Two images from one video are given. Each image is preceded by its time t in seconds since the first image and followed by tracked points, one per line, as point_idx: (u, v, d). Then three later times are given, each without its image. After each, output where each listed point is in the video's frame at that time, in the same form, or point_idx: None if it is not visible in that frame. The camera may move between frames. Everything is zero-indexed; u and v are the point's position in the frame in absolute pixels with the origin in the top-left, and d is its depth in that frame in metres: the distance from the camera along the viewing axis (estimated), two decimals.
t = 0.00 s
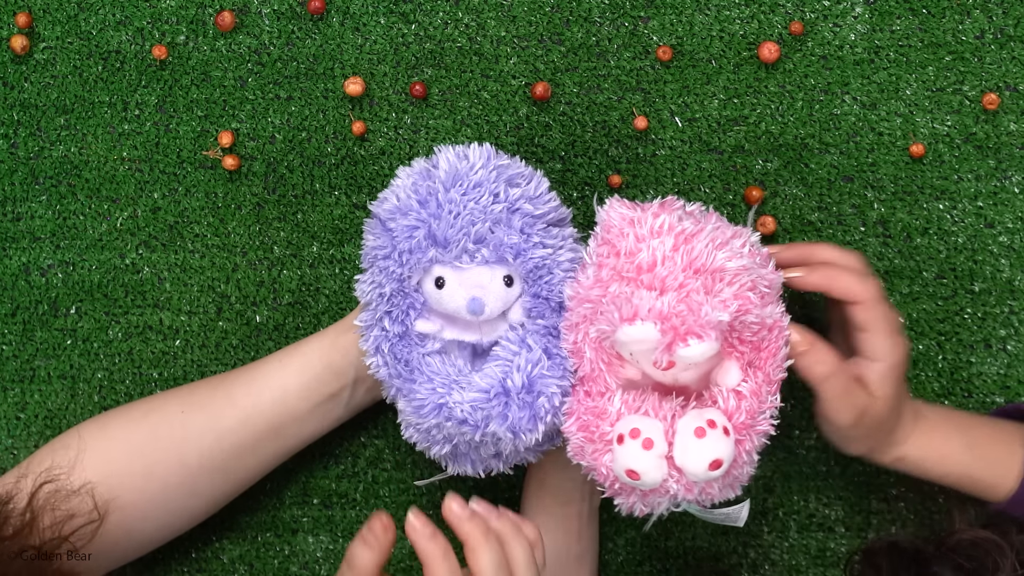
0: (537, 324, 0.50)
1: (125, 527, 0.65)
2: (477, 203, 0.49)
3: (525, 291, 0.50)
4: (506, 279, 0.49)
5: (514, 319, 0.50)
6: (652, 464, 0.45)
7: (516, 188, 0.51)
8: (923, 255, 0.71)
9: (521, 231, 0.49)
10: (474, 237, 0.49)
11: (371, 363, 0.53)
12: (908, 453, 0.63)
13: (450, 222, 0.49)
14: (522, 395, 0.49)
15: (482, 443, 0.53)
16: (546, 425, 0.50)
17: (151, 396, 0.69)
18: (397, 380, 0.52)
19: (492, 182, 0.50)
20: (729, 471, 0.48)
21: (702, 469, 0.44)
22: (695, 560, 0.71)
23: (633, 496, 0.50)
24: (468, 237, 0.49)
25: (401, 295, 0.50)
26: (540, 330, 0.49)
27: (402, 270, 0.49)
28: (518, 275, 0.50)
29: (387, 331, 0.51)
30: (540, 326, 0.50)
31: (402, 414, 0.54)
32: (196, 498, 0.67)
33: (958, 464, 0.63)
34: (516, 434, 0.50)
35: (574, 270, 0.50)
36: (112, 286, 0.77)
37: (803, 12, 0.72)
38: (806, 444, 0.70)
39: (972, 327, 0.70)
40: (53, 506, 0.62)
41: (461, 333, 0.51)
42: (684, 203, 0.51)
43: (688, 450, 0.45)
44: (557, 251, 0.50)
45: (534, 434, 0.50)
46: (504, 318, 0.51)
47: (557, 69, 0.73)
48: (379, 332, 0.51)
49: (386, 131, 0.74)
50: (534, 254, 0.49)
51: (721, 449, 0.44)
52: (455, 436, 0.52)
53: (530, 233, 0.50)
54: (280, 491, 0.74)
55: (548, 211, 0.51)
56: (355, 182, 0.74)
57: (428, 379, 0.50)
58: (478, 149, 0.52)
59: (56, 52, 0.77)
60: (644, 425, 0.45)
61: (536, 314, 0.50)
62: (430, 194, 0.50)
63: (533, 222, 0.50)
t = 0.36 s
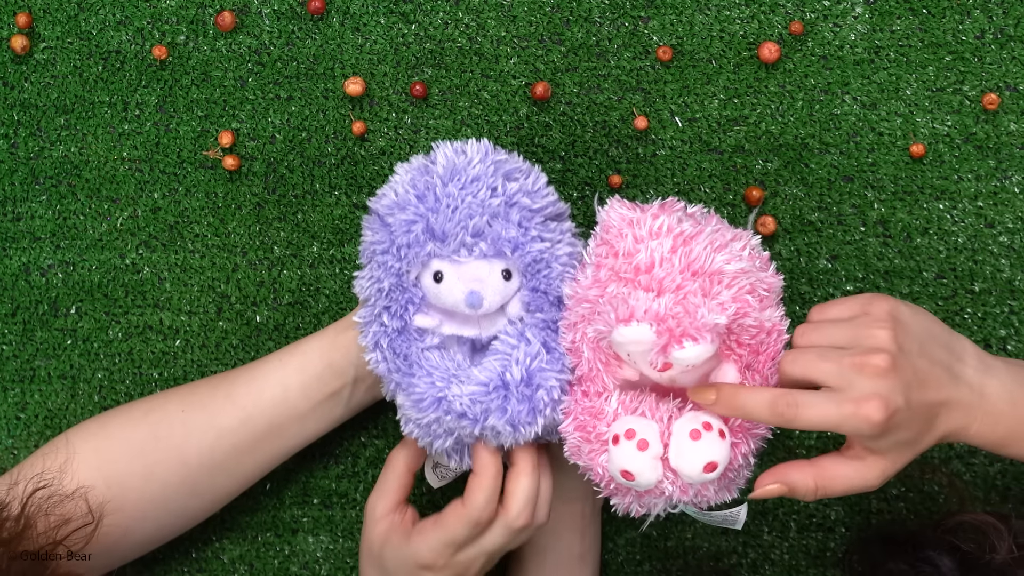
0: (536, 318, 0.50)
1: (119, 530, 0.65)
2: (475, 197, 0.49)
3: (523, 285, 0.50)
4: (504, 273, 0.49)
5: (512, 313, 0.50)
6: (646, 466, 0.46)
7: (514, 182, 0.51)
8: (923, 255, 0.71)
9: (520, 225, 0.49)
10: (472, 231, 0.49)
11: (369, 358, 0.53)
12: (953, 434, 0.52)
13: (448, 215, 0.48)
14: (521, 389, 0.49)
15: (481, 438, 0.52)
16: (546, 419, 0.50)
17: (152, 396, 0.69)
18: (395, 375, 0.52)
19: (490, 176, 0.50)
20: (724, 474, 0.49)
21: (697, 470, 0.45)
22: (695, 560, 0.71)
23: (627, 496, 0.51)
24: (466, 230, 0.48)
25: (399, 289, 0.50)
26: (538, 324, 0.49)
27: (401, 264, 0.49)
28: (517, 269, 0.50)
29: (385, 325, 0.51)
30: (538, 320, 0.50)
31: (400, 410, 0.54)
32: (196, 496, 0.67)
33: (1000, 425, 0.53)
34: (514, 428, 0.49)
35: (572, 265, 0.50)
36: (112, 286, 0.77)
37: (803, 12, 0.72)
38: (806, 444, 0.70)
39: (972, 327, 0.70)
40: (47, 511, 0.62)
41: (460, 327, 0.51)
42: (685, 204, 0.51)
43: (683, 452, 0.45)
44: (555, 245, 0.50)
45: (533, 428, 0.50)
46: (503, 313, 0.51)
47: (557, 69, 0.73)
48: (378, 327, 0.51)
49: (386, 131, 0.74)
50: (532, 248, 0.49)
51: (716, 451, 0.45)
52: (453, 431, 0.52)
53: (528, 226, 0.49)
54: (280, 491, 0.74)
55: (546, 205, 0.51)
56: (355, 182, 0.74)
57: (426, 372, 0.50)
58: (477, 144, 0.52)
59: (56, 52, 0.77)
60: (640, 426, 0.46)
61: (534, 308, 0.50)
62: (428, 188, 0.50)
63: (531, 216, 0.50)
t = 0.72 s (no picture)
0: (535, 325, 0.50)
1: (122, 531, 0.65)
2: (478, 200, 0.49)
3: (523, 291, 0.50)
4: (505, 278, 0.49)
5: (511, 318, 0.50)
6: (650, 466, 0.46)
7: (517, 187, 0.51)
8: (923, 255, 0.71)
9: (521, 231, 0.49)
10: (474, 235, 0.49)
11: (367, 357, 0.53)
12: (940, 411, 0.52)
13: (450, 219, 0.48)
14: (516, 399, 0.49)
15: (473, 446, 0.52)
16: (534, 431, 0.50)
17: (151, 396, 0.69)
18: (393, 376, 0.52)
19: (493, 180, 0.50)
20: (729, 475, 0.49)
21: (701, 471, 0.46)
22: (695, 560, 0.71)
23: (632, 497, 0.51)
24: (467, 234, 0.49)
25: (400, 290, 0.50)
26: (537, 330, 0.49)
27: (401, 266, 0.49)
28: (517, 274, 0.50)
29: (384, 325, 0.51)
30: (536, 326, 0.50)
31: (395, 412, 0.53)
32: (196, 498, 0.67)
33: (984, 398, 0.53)
34: (507, 438, 0.50)
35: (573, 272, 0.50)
36: (112, 286, 0.77)
37: (803, 12, 0.72)
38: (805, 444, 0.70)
39: (972, 327, 0.70)
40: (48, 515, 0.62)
41: (459, 329, 0.51)
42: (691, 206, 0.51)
43: (687, 451, 0.46)
44: (557, 251, 0.50)
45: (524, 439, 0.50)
46: (502, 317, 0.51)
47: (557, 69, 0.73)
48: (377, 326, 0.51)
49: (386, 131, 0.74)
50: (533, 254, 0.49)
51: (721, 450, 0.46)
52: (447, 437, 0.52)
53: (529, 232, 0.49)
54: (280, 491, 0.74)
55: (548, 211, 0.51)
56: (355, 182, 0.74)
57: (423, 376, 0.50)
58: (482, 146, 0.52)
59: (56, 52, 0.77)
60: (645, 426, 0.47)
61: (533, 314, 0.50)
62: (431, 190, 0.50)
63: (533, 221, 0.50)
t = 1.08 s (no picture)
0: (532, 308, 0.49)
1: (122, 530, 0.65)
2: (470, 184, 0.49)
3: (518, 275, 0.50)
4: (499, 262, 0.49)
5: (507, 302, 0.50)
6: (655, 475, 0.46)
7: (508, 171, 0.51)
8: (923, 255, 0.71)
9: (514, 214, 0.49)
10: (466, 219, 0.48)
11: (366, 351, 0.53)
12: (940, 437, 0.53)
13: (442, 203, 0.48)
14: (516, 380, 0.48)
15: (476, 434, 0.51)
16: (537, 415, 0.50)
17: (152, 395, 0.69)
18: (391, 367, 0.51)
19: (484, 164, 0.50)
20: (734, 479, 0.49)
21: (708, 477, 0.45)
22: (695, 560, 0.71)
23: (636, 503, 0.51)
24: (460, 218, 0.48)
25: (394, 279, 0.49)
26: (534, 313, 0.49)
27: (395, 253, 0.49)
28: (511, 258, 0.49)
29: (380, 316, 0.51)
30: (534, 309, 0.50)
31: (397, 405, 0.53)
32: (195, 498, 0.67)
33: (990, 421, 0.53)
34: (509, 422, 0.49)
35: (566, 255, 0.50)
36: (112, 286, 0.77)
37: (803, 12, 0.72)
38: (805, 444, 0.70)
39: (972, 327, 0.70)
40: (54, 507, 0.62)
41: (456, 316, 0.51)
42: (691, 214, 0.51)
43: (693, 459, 0.46)
44: (550, 234, 0.50)
45: (527, 423, 0.50)
46: (498, 302, 0.51)
47: (557, 69, 0.73)
48: (373, 318, 0.51)
49: (386, 131, 0.74)
50: (526, 236, 0.49)
51: (726, 457, 0.45)
52: (449, 426, 0.51)
53: (522, 214, 0.49)
54: (280, 491, 0.74)
55: (540, 194, 0.51)
56: (355, 182, 0.74)
57: (421, 365, 0.50)
58: (471, 134, 0.52)
59: (56, 52, 0.77)
60: (649, 435, 0.46)
61: (530, 298, 0.49)
62: (422, 176, 0.50)
63: (525, 204, 0.50)
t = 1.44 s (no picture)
0: (538, 323, 0.50)
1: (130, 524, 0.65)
2: (475, 201, 0.49)
3: (523, 290, 0.50)
4: (504, 278, 0.49)
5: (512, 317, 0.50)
6: (673, 511, 0.46)
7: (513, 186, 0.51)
8: (923, 255, 0.71)
9: (519, 230, 0.49)
10: (472, 236, 0.49)
11: (371, 365, 0.53)
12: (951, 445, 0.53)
13: (447, 220, 0.48)
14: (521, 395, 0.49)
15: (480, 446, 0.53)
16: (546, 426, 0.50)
17: (154, 397, 0.69)
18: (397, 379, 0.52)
19: (488, 180, 0.50)
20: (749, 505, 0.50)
21: (725, 511, 0.45)
22: (695, 560, 0.71)
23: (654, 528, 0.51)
24: (466, 236, 0.48)
25: (400, 295, 0.50)
26: (539, 327, 0.50)
27: (400, 270, 0.49)
28: (517, 273, 0.50)
29: (385, 331, 0.51)
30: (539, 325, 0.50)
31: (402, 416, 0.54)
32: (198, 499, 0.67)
33: (1000, 427, 0.53)
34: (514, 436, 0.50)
35: (570, 269, 0.51)
36: (112, 286, 0.77)
37: (803, 12, 0.72)
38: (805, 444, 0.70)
39: (972, 327, 0.70)
40: (76, 498, 0.63)
41: (461, 331, 0.51)
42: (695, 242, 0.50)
43: (711, 494, 0.46)
44: (555, 249, 0.50)
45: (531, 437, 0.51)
46: (503, 316, 0.51)
47: (557, 69, 0.73)
48: (378, 333, 0.51)
49: (386, 131, 0.74)
50: (532, 252, 0.49)
51: (742, 490, 0.46)
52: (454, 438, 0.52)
53: (528, 231, 0.50)
54: (280, 491, 0.74)
55: (545, 208, 0.51)
56: (355, 182, 0.74)
57: (428, 380, 0.51)
58: (475, 148, 0.52)
59: (56, 52, 0.77)
60: (665, 471, 0.46)
61: (535, 312, 0.50)
62: (427, 193, 0.50)
63: (530, 220, 0.50)
